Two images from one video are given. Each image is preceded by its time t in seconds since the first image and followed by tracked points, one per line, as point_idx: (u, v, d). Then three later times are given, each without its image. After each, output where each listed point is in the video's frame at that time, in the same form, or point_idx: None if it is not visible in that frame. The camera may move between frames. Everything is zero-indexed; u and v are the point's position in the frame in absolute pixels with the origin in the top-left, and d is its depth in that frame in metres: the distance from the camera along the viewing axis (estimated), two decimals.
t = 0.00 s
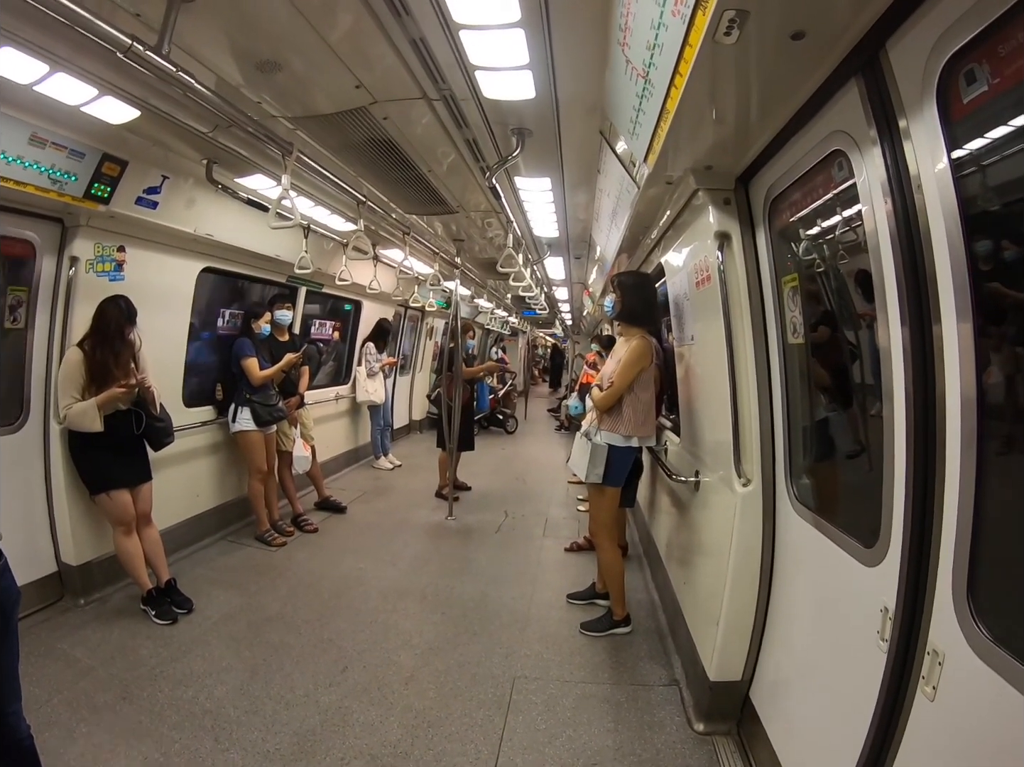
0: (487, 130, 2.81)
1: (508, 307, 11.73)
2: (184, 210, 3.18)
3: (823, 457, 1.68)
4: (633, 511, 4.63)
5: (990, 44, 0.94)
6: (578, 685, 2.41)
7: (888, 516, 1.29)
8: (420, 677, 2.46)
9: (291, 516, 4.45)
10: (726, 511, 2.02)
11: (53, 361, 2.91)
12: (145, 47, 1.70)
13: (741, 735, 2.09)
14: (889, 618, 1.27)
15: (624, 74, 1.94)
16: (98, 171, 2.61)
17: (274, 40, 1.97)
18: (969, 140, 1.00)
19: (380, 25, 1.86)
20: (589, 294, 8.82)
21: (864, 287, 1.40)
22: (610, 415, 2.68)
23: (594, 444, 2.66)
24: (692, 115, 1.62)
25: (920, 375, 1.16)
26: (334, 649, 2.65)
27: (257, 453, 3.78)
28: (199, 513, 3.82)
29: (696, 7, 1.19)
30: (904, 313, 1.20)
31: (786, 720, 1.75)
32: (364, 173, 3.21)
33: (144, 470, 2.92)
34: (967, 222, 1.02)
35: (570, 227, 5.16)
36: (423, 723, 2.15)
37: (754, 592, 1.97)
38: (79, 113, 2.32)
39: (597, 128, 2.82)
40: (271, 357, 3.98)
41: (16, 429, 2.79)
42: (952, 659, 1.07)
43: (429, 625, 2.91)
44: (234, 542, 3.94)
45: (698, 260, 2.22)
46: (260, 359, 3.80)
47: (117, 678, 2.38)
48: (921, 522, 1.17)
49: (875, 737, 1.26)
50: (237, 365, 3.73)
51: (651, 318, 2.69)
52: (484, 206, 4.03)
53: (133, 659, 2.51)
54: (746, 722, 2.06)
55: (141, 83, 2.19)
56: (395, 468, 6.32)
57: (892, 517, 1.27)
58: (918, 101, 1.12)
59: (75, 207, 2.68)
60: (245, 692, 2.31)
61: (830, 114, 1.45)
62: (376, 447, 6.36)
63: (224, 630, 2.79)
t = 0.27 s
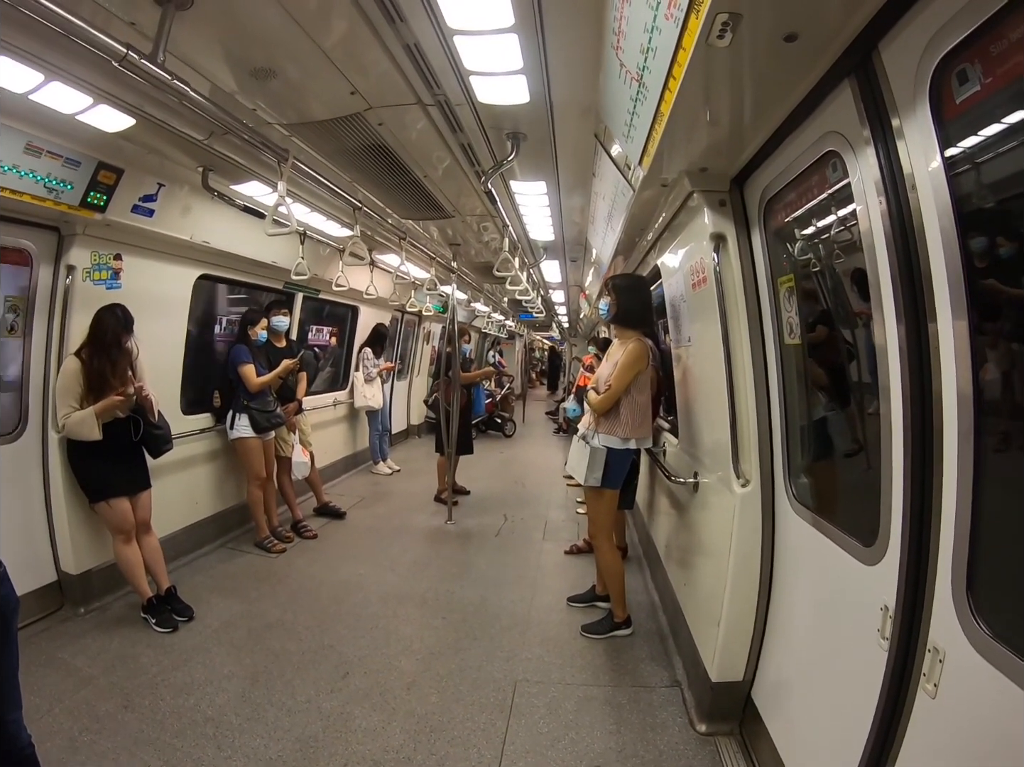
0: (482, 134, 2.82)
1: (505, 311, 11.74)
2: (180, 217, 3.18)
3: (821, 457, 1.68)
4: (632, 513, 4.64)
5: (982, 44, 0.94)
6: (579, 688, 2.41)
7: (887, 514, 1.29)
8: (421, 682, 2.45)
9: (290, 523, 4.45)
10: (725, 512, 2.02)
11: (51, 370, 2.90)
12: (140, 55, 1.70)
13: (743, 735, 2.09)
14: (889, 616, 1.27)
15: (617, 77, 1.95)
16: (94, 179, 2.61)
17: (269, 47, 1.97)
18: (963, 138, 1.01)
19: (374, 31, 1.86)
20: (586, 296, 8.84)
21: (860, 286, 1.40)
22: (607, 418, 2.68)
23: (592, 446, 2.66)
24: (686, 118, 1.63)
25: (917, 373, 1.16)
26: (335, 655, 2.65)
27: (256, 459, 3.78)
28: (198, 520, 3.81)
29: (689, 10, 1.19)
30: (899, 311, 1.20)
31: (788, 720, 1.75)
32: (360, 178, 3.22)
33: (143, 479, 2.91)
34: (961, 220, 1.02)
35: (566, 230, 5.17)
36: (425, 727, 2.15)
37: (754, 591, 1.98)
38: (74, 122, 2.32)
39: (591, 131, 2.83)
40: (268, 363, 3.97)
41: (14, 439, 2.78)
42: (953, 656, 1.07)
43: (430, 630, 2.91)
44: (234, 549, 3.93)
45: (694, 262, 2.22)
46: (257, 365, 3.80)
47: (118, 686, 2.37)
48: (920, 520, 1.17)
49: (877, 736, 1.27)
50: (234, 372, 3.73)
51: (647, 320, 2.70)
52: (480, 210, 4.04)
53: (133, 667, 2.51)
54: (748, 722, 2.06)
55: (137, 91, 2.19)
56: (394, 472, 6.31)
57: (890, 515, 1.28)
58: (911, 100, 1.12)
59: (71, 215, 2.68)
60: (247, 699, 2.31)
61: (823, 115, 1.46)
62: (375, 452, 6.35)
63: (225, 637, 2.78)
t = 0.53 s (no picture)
0: (480, 136, 2.82)
1: (504, 312, 11.75)
2: (179, 221, 3.18)
3: (822, 456, 1.68)
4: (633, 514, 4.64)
5: (980, 42, 0.94)
6: (582, 689, 2.41)
7: (888, 513, 1.29)
8: (423, 684, 2.45)
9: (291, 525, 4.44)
10: (726, 512, 2.02)
11: (51, 374, 2.90)
12: (139, 59, 1.70)
13: (746, 735, 2.09)
14: (891, 614, 1.27)
15: (616, 78, 1.95)
16: (94, 183, 2.61)
17: (268, 50, 1.98)
18: (961, 136, 1.01)
19: (372, 33, 1.87)
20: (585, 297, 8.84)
21: (860, 284, 1.40)
22: (608, 418, 2.68)
23: (593, 448, 2.65)
24: (685, 118, 1.63)
25: (917, 371, 1.16)
26: (336, 658, 2.64)
27: (257, 463, 3.78)
28: (198, 523, 3.81)
29: (687, 11, 1.20)
30: (899, 310, 1.20)
31: (791, 719, 1.74)
32: (359, 181, 3.22)
33: (143, 482, 2.91)
34: (960, 218, 1.02)
35: (565, 232, 5.18)
36: (427, 729, 2.15)
37: (756, 591, 1.97)
38: (73, 126, 2.32)
39: (590, 133, 2.83)
40: (268, 366, 3.97)
41: (14, 443, 2.78)
42: (956, 653, 1.07)
43: (432, 632, 2.91)
44: (235, 552, 3.93)
45: (694, 262, 2.22)
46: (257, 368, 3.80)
47: (120, 690, 2.37)
48: (921, 517, 1.17)
49: (880, 734, 1.26)
50: (234, 375, 3.73)
51: (647, 321, 2.70)
52: (479, 212, 4.04)
53: (135, 671, 2.51)
54: (751, 721, 2.06)
55: (136, 94, 2.19)
56: (395, 474, 6.31)
57: (892, 513, 1.28)
58: (909, 99, 1.12)
59: (70, 219, 2.68)
60: (249, 703, 2.30)
61: (822, 115, 1.46)
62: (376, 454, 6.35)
63: (227, 641, 2.78)
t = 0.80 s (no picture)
0: (480, 137, 2.82)
1: (505, 313, 11.74)
2: (179, 222, 3.18)
3: (823, 455, 1.68)
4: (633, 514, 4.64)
5: (979, 41, 0.94)
6: (583, 689, 2.41)
7: (889, 513, 1.29)
8: (424, 684, 2.45)
9: (292, 526, 4.45)
10: (726, 512, 2.02)
11: (51, 375, 2.90)
12: (138, 60, 1.70)
13: (747, 735, 2.09)
14: (892, 614, 1.27)
15: (615, 78, 1.95)
16: (94, 184, 2.61)
17: (267, 51, 1.98)
18: (961, 135, 1.01)
19: (371, 34, 1.87)
20: (586, 298, 8.84)
21: (860, 284, 1.40)
22: (608, 418, 2.68)
23: (593, 448, 2.65)
24: (684, 118, 1.63)
25: (917, 370, 1.16)
26: (337, 658, 2.65)
27: (257, 464, 3.78)
28: (199, 524, 3.81)
29: (686, 10, 1.20)
30: (899, 310, 1.20)
31: (793, 719, 1.74)
32: (359, 182, 3.22)
33: (144, 483, 2.91)
34: (961, 217, 1.02)
35: (565, 232, 5.17)
36: (428, 730, 2.15)
37: (756, 591, 1.97)
38: (73, 127, 2.33)
39: (590, 133, 2.83)
40: (268, 367, 3.97)
41: (14, 444, 2.78)
42: (957, 653, 1.07)
43: (433, 632, 2.91)
44: (235, 553, 3.93)
45: (694, 262, 2.22)
46: (258, 369, 3.80)
47: (121, 691, 2.37)
48: (921, 517, 1.17)
49: (882, 733, 1.26)
50: (235, 376, 3.73)
51: (646, 321, 2.70)
52: (479, 212, 4.04)
53: (136, 672, 2.51)
54: (752, 721, 2.06)
55: (135, 95, 2.19)
56: (395, 475, 6.31)
57: (893, 513, 1.27)
58: (908, 98, 1.12)
59: (70, 220, 2.68)
60: (250, 703, 2.30)
61: (821, 114, 1.46)
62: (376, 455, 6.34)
63: (228, 641, 2.78)
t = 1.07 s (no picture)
0: (481, 137, 2.82)
1: (505, 313, 11.74)
2: (180, 223, 3.19)
3: (823, 456, 1.68)
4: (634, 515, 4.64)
5: (979, 42, 0.94)
6: (582, 689, 2.41)
7: (889, 513, 1.29)
8: (424, 685, 2.45)
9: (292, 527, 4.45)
10: (727, 513, 2.02)
11: (52, 375, 2.90)
12: (139, 61, 1.70)
13: (747, 736, 2.09)
14: (891, 614, 1.27)
15: (615, 79, 1.95)
16: (95, 184, 2.62)
17: (267, 52, 1.98)
18: (961, 136, 1.01)
19: (372, 35, 1.87)
20: (586, 299, 8.84)
21: (860, 285, 1.40)
22: (608, 419, 2.68)
23: (593, 449, 2.65)
24: (684, 119, 1.63)
25: (917, 371, 1.16)
26: (337, 659, 2.65)
27: (258, 464, 3.78)
28: (199, 525, 3.81)
29: (686, 11, 1.20)
30: (899, 311, 1.20)
31: (792, 720, 1.74)
32: (359, 182, 3.22)
33: (144, 484, 2.91)
34: (960, 218, 1.02)
35: (566, 233, 5.17)
36: (428, 731, 2.15)
37: (756, 591, 1.98)
38: (74, 127, 2.33)
39: (590, 134, 2.84)
40: (269, 367, 3.98)
41: (15, 445, 2.78)
42: (956, 654, 1.07)
43: (433, 633, 2.91)
44: (236, 553, 3.93)
45: (694, 263, 2.22)
46: (258, 369, 3.80)
47: (120, 691, 2.37)
48: (921, 517, 1.17)
49: (881, 734, 1.26)
50: (235, 376, 3.73)
51: (646, 322, 2.70)
52: (480, 213, 4.04)
53: (137, 672, 2.51)
54: (752, 722, 2.06)
55: (136, 96, 2.19)
56: (395, 475, 6.31)
57: (892, 514, 1.27)
58: (908, 99, 1.12)
59: (71, 221, 2.68)
60: (250, 703, 2.31)
61: (821, 115, 1.46)
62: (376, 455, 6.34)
63: (228, 642, 2.78)
